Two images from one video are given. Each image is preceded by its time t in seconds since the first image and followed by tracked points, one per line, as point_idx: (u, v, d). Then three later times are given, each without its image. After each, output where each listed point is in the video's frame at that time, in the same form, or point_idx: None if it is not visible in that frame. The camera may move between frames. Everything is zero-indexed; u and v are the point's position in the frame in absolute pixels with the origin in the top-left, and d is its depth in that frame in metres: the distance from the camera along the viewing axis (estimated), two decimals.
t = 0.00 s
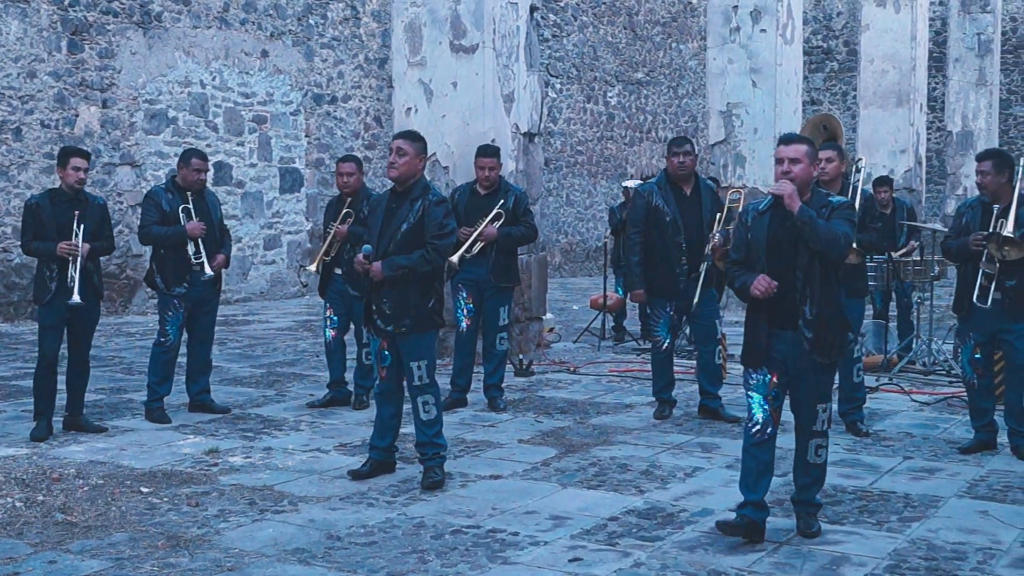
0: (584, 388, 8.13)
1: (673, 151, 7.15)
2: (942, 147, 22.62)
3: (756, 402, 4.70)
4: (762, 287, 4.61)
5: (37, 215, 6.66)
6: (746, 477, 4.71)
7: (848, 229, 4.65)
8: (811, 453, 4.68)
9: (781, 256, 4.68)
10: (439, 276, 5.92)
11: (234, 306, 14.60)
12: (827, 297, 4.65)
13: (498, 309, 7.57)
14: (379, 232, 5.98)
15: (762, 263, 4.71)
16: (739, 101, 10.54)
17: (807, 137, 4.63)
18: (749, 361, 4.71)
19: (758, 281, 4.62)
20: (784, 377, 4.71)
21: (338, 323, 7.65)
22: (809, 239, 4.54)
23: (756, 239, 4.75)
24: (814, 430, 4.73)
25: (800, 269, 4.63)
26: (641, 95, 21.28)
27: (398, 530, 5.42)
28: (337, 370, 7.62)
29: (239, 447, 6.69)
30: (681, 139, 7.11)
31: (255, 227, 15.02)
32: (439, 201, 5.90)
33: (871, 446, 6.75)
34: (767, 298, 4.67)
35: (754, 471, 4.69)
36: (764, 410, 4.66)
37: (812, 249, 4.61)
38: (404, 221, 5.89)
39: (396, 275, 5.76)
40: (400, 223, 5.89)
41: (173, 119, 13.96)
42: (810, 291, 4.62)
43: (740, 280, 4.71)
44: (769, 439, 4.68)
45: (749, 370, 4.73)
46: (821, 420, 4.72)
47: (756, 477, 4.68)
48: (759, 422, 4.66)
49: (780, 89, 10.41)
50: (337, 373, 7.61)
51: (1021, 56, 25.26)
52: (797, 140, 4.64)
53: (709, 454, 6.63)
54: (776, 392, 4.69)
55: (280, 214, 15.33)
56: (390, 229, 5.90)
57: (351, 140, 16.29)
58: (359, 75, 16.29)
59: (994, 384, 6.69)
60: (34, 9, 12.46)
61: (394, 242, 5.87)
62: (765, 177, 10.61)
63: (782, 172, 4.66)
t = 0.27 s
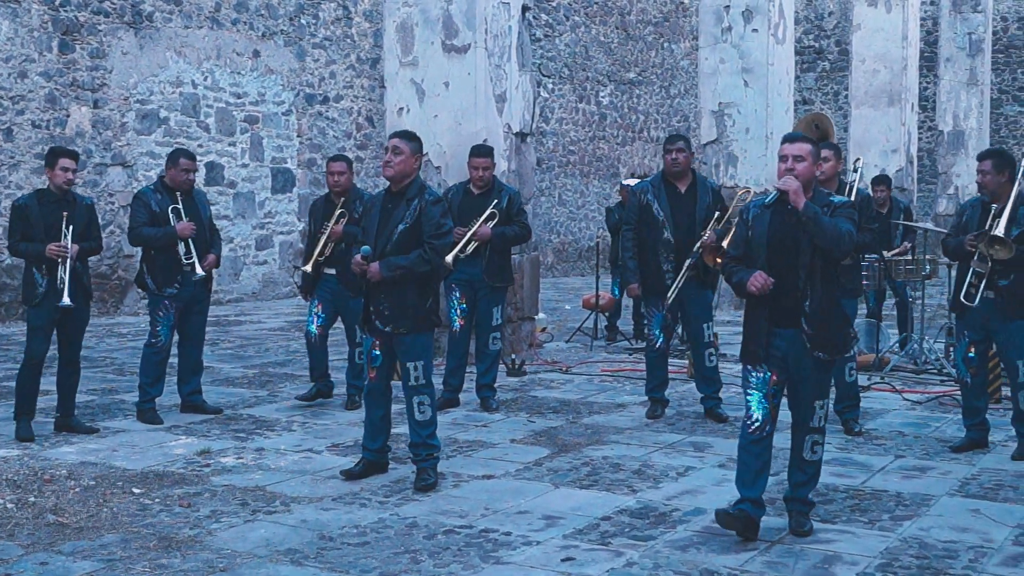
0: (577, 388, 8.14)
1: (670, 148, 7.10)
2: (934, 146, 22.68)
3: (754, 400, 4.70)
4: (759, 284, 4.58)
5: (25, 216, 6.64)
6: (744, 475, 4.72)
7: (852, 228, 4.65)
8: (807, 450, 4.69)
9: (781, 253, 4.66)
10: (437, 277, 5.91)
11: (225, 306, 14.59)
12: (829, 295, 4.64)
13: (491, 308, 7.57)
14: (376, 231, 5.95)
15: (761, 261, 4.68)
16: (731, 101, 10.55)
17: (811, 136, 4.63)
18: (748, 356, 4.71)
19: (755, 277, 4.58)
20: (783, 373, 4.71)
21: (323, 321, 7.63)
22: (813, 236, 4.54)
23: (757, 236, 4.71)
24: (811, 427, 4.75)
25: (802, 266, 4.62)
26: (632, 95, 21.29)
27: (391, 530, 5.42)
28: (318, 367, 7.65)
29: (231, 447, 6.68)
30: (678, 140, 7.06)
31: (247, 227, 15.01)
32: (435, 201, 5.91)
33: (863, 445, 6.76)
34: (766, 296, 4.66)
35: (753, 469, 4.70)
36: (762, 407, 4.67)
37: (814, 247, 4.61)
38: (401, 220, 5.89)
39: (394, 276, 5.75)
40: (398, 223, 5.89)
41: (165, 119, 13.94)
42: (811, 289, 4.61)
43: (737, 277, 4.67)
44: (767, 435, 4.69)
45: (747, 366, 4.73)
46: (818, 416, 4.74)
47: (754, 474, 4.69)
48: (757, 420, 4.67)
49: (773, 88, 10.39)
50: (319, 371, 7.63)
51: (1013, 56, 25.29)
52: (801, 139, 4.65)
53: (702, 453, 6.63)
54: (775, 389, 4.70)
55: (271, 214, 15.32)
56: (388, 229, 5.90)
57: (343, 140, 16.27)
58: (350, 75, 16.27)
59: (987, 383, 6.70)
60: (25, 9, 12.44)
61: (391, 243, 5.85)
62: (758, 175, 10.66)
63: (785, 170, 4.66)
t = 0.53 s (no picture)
0: (566, 388, 8.14)
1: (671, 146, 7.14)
2: (922, 147, 22.72)
3: (743, 400, 4.72)
4: (745, 281, 4.57)
5: (4, 216, 6.56)
6: (734, 475, 4.73)
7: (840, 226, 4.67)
8: (795, 450, 4.70)
9: (769, 252, 4.67)
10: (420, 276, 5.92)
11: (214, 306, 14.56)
12: (818, 292, 4.64)
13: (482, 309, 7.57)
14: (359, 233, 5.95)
15: (749, 260, 4.69)
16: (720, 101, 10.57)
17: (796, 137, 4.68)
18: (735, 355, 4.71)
19: (741, 274, 4.58)
20: (771, 372, 4.71)
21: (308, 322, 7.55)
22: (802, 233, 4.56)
23: (745, 235, 4.73)
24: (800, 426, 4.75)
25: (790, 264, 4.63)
26: (622, 95, 21.30)
27: (380, 531, 5.41)
28: (299, 372, 7.53)
29: (219, 447, 6.68)
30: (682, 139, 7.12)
31: (236, 227, 14.99)
32: (418, 203, 5.89)
33: (851, 445, 6.77)
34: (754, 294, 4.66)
35: (743, 470, 4.71)
36: (751, 407, 4.68)
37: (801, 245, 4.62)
38: (385, 220, 5.88)
39: (375, 277, 5.74)
40: (380, 224, 5.88)
41: (153, 118, 13.92)
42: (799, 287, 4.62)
43: (724, 275, 4.67)
44: (757, 434, 4.71)
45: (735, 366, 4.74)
46: (806, 416, 4.75)
47: (744, 475, 4.70)
48: (746, 420, 4.69)
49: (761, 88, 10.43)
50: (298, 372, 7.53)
51: (1001, 57, 25.33)
52: (787, 141, 4.68)
53: (690, 453, 6.64)
54: (763, 389, 4.70)
55: (260, 214, 15.30)
56: (372, 229, 5.89)
57: (333, 140, 16.25)
58: (340, 75, 16.25)
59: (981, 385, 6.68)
60: (12, 8, 12.40)
61: (373, 243, 5.85)
62: (747, 174, 10.75)
63: (773, 170, 4.68)
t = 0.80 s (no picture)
0: (556, 388, 8.14)
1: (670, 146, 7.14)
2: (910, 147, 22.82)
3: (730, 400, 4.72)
4: (736, 284, 4.57)
5: None
6: (721, 475, 4.72)
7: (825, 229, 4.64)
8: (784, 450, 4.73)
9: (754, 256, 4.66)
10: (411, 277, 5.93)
11: (203, 305, 14.53)
12: (805, 296, 4.63)
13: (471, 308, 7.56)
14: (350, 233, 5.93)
15: (737, 263, 4.69)
16: (711, 101, 10.54)
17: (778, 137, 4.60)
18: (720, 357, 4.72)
19: (733, 278, 4.57)
20: (757, 374, 4.72)
21: (292, 321, 7.53)
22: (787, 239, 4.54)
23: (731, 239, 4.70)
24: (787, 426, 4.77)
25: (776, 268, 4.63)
26: (612, 94, 21.31)
27: (369, 530, 5.41)
28: (286, 370, 7.51)
29: (208, 446, 6.66)
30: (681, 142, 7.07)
31: (225, 226, 14.96)
32: (412, 204, 5.93)
33: (840, 444, 6.79)
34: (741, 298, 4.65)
35: (730, 469, 4.70)
36: (737, 406, 4.69)
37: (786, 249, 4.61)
38: (378, 221, 5.88)
39: (371, 276, 5.75)
40: (372, 224, 5.87)
41: (142, 117, 13.88)
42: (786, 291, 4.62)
43: (715, 278, 4.66)
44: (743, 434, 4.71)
45: (722, 368, 4.74)
46: (794, 416, 4.76)
47: (731, 474, 4.70)
48: (733, 419, 4.70)
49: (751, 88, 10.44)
50: (285, 370, 7.52)
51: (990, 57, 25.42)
52: (769, 142, 4.61)
53: (679, 452, 6.64)
54: (750, 390, 4.71)
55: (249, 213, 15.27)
56: (364, 229, 5.88)
57: (323, 139, 16.21)
58: (330, 74, 16.23)
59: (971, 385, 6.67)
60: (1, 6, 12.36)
61: (367, 243, 5.85)
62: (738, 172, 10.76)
63: (755, 174, 4.65)
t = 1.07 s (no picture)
0: (541, 387, 8.14)
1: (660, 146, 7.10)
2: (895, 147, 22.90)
3: (708, 402, 4.72)
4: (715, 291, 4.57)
5: None
6: (701, 477, 4.70)
7: (798, 234, 4.59)
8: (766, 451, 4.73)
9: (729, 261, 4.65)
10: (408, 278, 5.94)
11: (188, 305, 14.52)
12: (777, 301, 4.65)
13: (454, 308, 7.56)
14: (343, 233, 5.89)
15: (712, 269, 4.67)
16: (696, 101, 10.10)
17: (747, 141, 4.60)
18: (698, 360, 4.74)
19: (712, 284, 4.57)
20: (735, 376, 4.74)
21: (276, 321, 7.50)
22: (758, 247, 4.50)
23: (705, 245, 4.68)
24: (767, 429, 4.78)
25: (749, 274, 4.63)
26: (597, 94, 21.32)
27: (355, 530, 5.40)
28: (269, 370, 7.51)
29: (193, 447, 6.65)
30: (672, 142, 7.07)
31: (210, 226, 14.94)
32: (409, 203, 5.90)
33: (825, 443, 6.81)
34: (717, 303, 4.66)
35: (709, 471, 4.69)
36: (715, 408, 4.68)
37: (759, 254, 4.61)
38: (375, 222, 5.84)
39: (375, 277, 5.73)
40: (370, 225, 5.83)
41: (127, 116, 13.84)
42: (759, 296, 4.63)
43: (692, 284, 4.65)
44: (722, 436, 4.69)
45: (700, 371, 4.76)
46: (773, 419, 4.77)
47: (710, 477, 4.68)
48: (711, 421, 4.68)
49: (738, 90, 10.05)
50: (269, 371, 7.52)
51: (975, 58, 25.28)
52: (740, 145, 4.60)
53: (665, 452, 6.65)
54: (728, 392, 4.72)
55: (235, 213, 15.25)
56: (363, 228, 5.84)
57: (307, 139, 16.21)
58: (315, 73, 16.21)
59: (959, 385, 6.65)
60: None
61: (367, 243, 5.81)
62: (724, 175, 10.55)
63: (726, 180, 4.63)
